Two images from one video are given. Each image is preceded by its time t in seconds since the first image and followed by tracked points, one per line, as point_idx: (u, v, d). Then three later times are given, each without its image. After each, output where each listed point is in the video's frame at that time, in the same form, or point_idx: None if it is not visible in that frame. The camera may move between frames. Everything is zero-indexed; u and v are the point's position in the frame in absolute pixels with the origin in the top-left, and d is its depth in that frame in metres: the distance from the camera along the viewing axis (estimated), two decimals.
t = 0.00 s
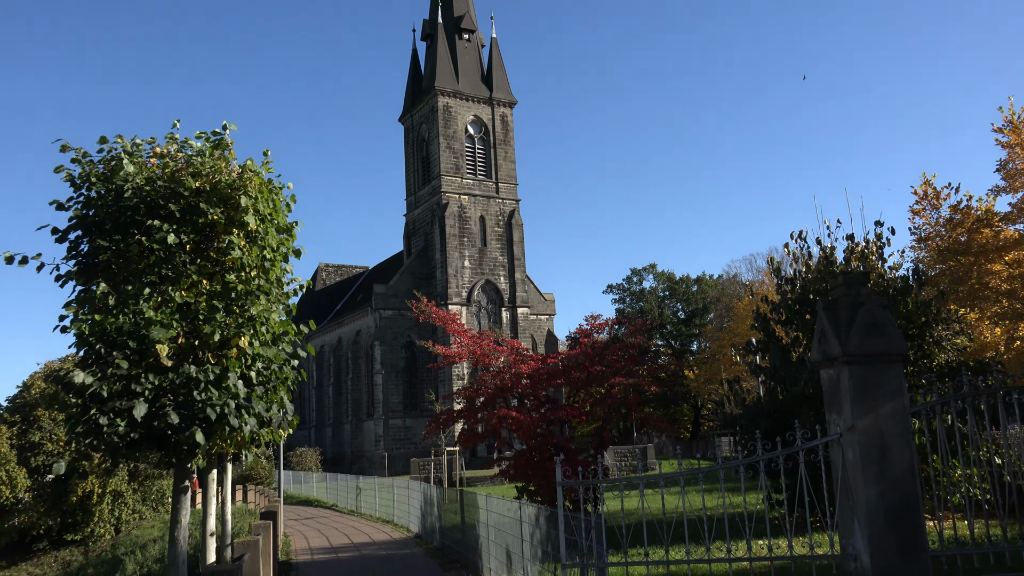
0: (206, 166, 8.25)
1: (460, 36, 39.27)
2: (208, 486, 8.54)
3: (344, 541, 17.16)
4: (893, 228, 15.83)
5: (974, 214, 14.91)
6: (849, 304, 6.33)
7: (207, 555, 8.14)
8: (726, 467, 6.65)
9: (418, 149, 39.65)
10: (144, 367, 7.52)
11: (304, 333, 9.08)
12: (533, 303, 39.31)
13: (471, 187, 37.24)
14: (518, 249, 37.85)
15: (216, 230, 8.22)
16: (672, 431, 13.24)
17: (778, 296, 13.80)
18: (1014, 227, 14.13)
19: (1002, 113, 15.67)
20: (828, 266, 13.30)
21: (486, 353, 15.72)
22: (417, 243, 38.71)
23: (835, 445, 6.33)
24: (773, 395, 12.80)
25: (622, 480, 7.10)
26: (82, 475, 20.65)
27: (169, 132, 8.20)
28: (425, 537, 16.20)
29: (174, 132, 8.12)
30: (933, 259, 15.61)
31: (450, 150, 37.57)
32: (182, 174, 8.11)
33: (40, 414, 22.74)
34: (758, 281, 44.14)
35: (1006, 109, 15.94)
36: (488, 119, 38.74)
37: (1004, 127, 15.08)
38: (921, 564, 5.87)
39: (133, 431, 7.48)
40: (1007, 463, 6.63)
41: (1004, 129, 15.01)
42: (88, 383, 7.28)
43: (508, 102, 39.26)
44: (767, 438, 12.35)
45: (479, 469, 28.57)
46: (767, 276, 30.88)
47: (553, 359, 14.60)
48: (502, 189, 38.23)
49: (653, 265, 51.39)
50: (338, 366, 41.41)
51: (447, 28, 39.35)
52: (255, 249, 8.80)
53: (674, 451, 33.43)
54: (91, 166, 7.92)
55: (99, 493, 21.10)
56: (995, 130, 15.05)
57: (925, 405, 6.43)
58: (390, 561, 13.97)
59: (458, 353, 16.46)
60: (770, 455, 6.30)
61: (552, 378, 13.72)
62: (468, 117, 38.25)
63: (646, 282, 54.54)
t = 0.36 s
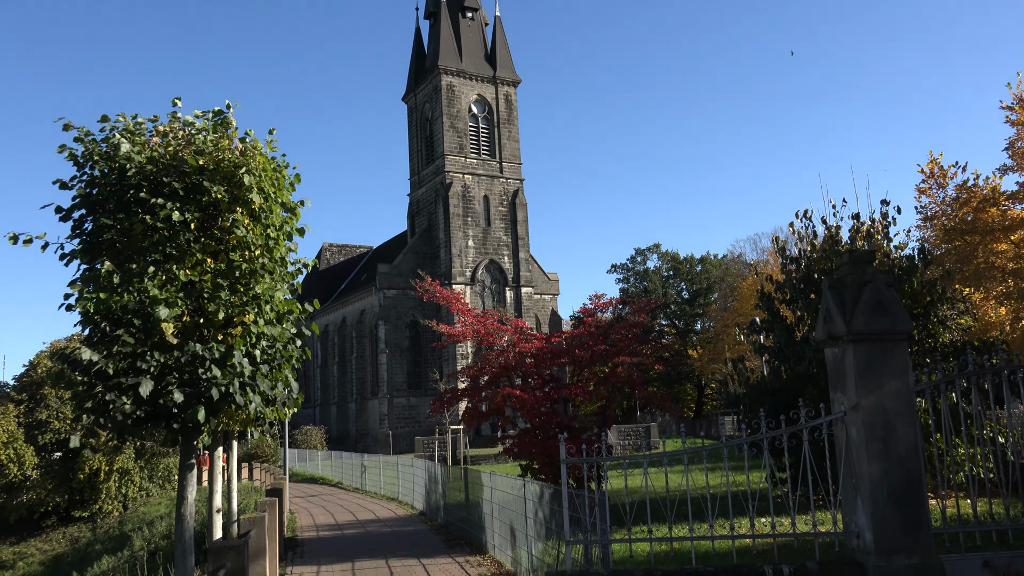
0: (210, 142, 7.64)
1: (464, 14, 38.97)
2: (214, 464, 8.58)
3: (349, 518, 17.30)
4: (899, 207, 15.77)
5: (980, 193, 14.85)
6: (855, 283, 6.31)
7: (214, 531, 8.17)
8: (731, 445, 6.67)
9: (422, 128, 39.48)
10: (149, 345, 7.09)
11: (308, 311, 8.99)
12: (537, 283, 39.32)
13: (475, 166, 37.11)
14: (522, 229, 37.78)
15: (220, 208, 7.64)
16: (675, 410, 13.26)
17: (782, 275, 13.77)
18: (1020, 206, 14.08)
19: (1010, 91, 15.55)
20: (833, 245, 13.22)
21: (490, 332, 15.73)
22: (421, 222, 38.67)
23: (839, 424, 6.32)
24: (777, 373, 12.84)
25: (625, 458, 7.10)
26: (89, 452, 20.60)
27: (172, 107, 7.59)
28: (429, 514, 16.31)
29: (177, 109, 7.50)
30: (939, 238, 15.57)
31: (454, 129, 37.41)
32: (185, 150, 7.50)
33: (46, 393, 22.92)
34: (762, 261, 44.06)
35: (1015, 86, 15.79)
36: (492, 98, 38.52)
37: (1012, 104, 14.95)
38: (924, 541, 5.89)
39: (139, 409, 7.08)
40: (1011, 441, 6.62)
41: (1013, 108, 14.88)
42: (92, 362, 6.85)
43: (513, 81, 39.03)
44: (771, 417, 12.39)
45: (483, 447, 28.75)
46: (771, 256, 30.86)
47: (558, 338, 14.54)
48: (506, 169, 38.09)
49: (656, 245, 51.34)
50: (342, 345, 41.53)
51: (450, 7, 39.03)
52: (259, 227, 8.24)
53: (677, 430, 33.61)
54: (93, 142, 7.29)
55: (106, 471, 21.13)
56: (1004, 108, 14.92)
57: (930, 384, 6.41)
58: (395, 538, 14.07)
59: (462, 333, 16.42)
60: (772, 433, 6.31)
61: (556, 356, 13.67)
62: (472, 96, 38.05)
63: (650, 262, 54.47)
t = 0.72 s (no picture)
0: (212, 111, 7.47)
1: None
2: (219, 434, 8.62)
3: (352, 488, 17.43)
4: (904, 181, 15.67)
5: (985, 166, 14.75)
6: (859, 256, 6.29)
7: (218, 499, 8.23)
8: (732, 418, 6.69)
9: (424, 99, 39.16)
10: (152, 315, 6.97)
11: (310, 282, 8.90)
12: (540, 256, 39.29)
13: (477, 138, 36.87)
14: (525, 201, 37.64)
15: (221, 179, 7.48)
16: (677, 383, 13.28)
17: (786, 249, 13.71)
18: None
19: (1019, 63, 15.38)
20: (837, 219, 13.16)
21: (493, 304, 15.71)
22: (424, 194, 38.56)
23: (841, 397, 6.33)
24: (779, 346, 12.87)
25: (626, 430, 7.10)
26: (93, 422, 21.01)
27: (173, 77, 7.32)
28: (432, 484, 16.43)
29: (178, 79, 7.21)
30: (943, 212, 15.49)
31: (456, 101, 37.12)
32: (187, 120, 7.31)
33: (51, 362, 23.05)
34: (766, 234, 43.92)
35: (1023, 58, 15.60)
36: (495, 69, 38.15)
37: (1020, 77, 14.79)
38: (924, 512, 5.93)
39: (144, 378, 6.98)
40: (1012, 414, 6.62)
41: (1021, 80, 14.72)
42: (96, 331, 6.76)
43: (516, 52, 38.68)
44: (773, 389, 12.46)
45: (485, 419, 28.91)
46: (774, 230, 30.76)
47: (560, 311, 14.49)
48: (509, 141, 37.86)
49: (660, 218, 51.18)
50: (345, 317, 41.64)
51: None
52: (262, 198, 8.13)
53: (679, 403, 33.79)
54: (95, 114, 7.09)
55: (111, 440, 21.44)
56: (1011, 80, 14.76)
57: (932, 357, 6.40)
58: (398, 508, 14.17)
59: (465, 305, 16.42)
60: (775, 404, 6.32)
61: (558, 329, 13.66)
62: (475, 67, 37.68)
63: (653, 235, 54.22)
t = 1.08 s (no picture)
0: (217, 81, 7.38)
1: None
2: (226, 403, 8.68)
3: (359, 458, 17.59)
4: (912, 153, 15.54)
5: (994, 138, 14.62)
6: (866, 228, 6.25)
7: (226, 468, 8.31)
8: (737, 389, 6.70)
9: (429, 69, 38.83)
10: (159, 286, 6.96)
11: (316, 253, 8.90)
12: (545, 228, 39.22)
13: (483, 109, 36.62)
14: (530, 173, 37.47)
15: (227, 149, 7.41)
16: (682, 355, 13.28)
17: (792, 222, 13.65)
18: None
19: None
20: (844, 191, 13.08)
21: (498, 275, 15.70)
22: (429, 165, 38.40)
23: (846, 369, 6.32)
24: (784, 318, 12.86)
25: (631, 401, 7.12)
26: (102, 392, 21.29)
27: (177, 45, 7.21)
28: (437, 455, 16.56)
29: (183, 48, 7.10)
30: (951, 184, 15.39)
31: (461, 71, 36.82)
32: (192, 90, 7.22)
33: (59, 332, 23.22)
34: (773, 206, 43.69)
35: None
36: (501, 39, 37.78)
37: None
38: (927, 484, 5.96)
39: (151, 348, 6.99)
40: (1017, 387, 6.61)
41: None
42: (104, 301, 6.76)
43: (522, 22, 38.27)
44: (778, 361, 12.49)
45: (491, 390, 29.09)
46: (782, 203, 30.63)
47: (565, 283, 14.41)
48: (514, 112, 37.61)
49: (665, 190, 50.95)
50: (351, 288, 41.74)
51: None
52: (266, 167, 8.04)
53: (683, 375, 33.94)
54: (99, 83, 7.00)
55: (119, 410, 21.68)
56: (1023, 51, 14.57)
57: (939, 330, 6.40)
58: (404, 477, 14.30)
59: (470, 276, 16.40)
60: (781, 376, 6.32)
61: (563, 301, 13.66)
62: (481, 37, 37.30)
63: (658, 207, 53.97)
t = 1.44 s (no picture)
0: (230, 56, 7.34)
1: None
2: (238, 378, 8.74)
3: (370, 433, 17.71)
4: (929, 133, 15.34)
5: (1014, 118, 14.41)
6: (882, 209, 6.19)
7: (238, 442, 8.37)
8: (749, 370, 6.67)
9: (442, 45, 38.57)
10: (173, 261, 6.97)
11: (329, 230, 8.89)
12: (557, 206, 39.09)
13: (495, 86, 36.39)
14: (543, 151, 37.28)
15: (240, 124, 7.39)
16: (693, 336, 13.23)
17: (807, 202, 13.53)
18: None
19: None
20: (860, 172, 12.93)
21: (510, 254, 15.66)
22: (441, 142, 38.28)
23: (860, 350, 6.28)
24: (797, 299, 12.82)
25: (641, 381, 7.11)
26: (117, 365, 21.52)
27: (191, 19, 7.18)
28: (448, 431, 16.65)
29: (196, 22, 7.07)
30: (968, 166, 15.20)
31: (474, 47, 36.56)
32: (205, 65, 7.20)
33: (73, 306, 23.40)
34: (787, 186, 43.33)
35: None
36: (514, 15, 37.43)
37: None
38: (938, 466, 5.94)
39: (165, 322, 7.02)
40: None
41: None
42: (118, 275, 6.78)
43: None
44: (790, 342, 12.44)
45: (501, 367, 29.19)
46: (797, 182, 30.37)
47: (577, 261, 14.32)
48: (527, 89, 37.36)
49: (678, 169, 50.64)
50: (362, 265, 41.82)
51: None
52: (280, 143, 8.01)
53: (694, 355, 33.96)
54: (113, 56, 7.00)
55: (133, 383, 21.90)
56: None
57: (953, 312, 6.34)
58: (414, 453, 14.39)
59: (482, 254, 16.37)
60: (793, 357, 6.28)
61: (575, 280, 13.61)
62: (494, 13, 36.98)
63: (671, 186, 53.60)
